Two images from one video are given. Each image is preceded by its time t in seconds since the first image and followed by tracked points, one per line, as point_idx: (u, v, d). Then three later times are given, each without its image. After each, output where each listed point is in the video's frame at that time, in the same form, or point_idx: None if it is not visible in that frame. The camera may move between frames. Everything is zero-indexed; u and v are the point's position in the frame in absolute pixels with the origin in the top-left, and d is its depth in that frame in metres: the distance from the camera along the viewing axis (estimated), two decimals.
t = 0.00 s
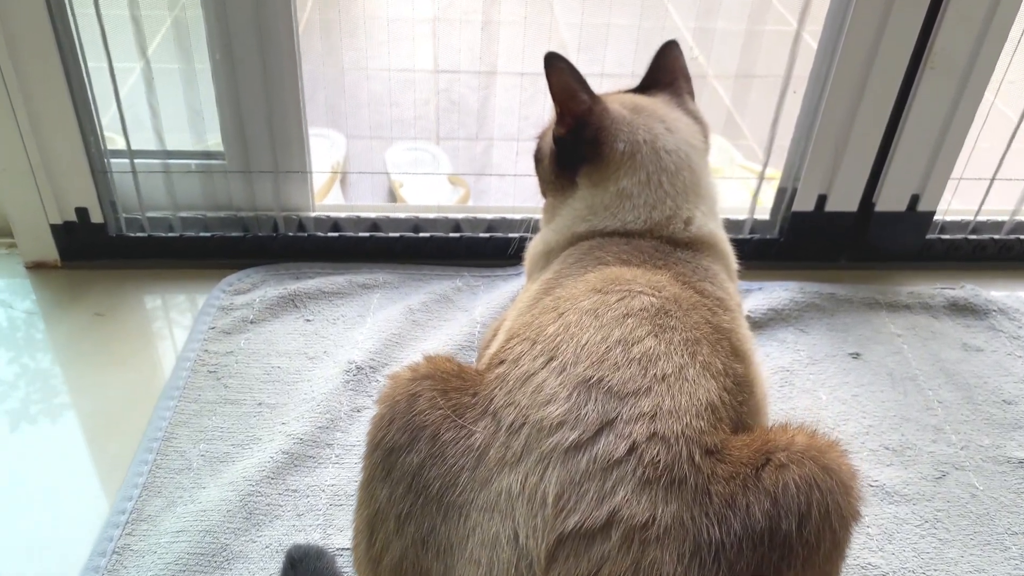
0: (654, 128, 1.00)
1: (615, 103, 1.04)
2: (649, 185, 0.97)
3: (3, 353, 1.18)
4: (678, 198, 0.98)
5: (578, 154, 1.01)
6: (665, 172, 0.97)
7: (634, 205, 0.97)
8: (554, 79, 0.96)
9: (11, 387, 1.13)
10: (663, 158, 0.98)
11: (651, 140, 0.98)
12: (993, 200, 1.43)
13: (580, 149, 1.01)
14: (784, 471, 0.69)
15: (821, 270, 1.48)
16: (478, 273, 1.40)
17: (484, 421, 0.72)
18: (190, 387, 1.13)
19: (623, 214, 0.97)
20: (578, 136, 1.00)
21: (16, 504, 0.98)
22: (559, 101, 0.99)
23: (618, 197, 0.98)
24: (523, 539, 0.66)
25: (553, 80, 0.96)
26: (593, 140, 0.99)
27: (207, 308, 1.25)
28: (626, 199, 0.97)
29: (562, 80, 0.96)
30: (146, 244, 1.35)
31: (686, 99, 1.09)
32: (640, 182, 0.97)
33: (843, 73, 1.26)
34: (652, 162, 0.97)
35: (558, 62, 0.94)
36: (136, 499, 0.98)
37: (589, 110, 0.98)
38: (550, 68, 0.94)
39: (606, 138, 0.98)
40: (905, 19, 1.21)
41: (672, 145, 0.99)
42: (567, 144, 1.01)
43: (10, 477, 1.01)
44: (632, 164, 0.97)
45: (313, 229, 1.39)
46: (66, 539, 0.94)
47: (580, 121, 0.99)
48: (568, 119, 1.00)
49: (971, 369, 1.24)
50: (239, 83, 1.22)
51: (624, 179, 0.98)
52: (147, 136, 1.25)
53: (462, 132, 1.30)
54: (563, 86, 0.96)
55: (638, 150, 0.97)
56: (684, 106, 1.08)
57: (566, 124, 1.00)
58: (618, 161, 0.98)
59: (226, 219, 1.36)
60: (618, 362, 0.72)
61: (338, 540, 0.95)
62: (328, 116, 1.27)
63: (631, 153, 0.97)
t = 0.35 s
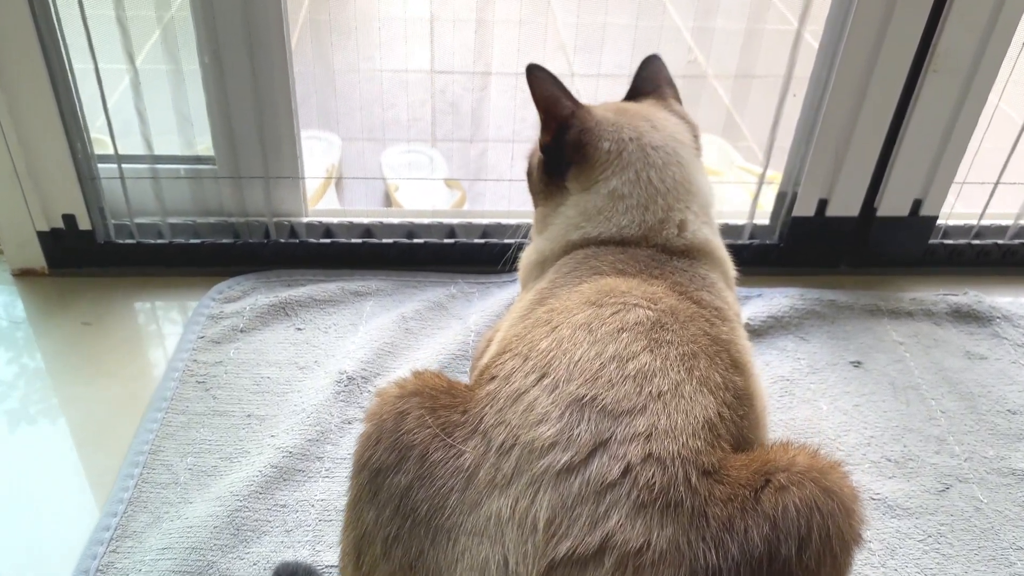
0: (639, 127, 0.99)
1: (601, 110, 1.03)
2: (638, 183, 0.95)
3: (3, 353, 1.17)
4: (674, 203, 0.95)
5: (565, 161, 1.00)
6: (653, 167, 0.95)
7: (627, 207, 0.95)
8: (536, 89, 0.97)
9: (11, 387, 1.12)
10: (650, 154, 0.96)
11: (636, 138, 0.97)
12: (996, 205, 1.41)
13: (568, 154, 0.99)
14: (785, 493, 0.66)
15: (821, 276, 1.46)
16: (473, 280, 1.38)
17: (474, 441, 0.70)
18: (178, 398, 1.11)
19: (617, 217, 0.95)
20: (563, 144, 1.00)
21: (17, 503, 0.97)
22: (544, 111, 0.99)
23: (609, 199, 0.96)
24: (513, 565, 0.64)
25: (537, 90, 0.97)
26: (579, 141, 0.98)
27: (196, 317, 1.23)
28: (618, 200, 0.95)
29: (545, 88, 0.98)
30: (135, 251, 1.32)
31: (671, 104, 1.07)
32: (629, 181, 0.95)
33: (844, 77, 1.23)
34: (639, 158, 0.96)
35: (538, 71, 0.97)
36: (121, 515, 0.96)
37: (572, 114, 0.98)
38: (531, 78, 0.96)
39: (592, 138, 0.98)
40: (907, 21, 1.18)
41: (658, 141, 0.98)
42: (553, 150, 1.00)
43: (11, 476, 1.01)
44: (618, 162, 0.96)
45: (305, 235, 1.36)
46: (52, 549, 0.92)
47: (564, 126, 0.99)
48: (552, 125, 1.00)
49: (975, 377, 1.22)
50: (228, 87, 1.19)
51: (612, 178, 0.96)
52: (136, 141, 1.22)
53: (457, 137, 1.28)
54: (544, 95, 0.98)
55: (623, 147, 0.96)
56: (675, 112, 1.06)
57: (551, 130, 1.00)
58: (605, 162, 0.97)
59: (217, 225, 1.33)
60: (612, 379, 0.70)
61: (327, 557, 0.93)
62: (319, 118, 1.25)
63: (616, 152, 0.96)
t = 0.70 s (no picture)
0: (629, 128, 0.97)
1: (592, 114, 1.01)
2: (626, 183, 0.93)
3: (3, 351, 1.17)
4: (668, 208, 0.93)
5: (554, 164, 0.99)
6: (641, 168, 0.93)
7: (617, 208, 0.93)
8: (530, 92, 0.97)
9: (10, 386, 1.12)
10: (638, 154, 0.94)
11: (624, 139, 0.95)
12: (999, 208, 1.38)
13: (557, 157, 0.98)
14: (783, 513, 0.64)
15: (822, 281, 1.43)
16: (468, 286, 1.36)
17: (463, 458, 0.68)
18: (166, 408, 1.09)
19: (607, 220, 0.93)
20: (553, 146, 0.99)
21: (14, 504, 0.96)
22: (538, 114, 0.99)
23: (598, 202, 0.94)
24: None
25: (529, 92, 0.97)
26: (567, 144, 0.97)
27: (186, 324, 1.21)
28: (607, 202, 0.93)
29: (539, 92, 0.97)
30: (124, 257, 1.30)
31: (666, 110, 1.06)
32: (616, 181, 0.93)
33: (844, 78, 1.21)
34: (627, 159, 0.94)
35: (533, 74, 0.96)
36: (106, 528, 0.94)
37: (563, 117, 0.97)
38: (526, 80, 0.96)
39: (580, 140, 0.96)
40: (909, 21, 1.16)
41: (647, 141, 0.96)
42: (543, 153, 0.99)
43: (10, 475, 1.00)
44: (605, 163, 0.94)
45: (297, 240, 1.34)
46: (38, 556, 0.91)
47: (554, 129, 0.98)
48: (543, 127, 0.99)
49: (979, 385, 1.20)
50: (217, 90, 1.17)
51: (600, 179, 0.94)
52: (124, 144, 1.20)
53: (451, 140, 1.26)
54: (538, 98, 0.97)
55: (611, 148, 0.95)
56: (670, 116, 1.04)
57: (541, 132, 0.99)
58: (592, 163, 0.95)
59: (206, 229, 1.32)
60: (605, 395, 0.68)
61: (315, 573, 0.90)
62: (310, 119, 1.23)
63: (602, 152, 0.95)
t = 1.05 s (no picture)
0: (625, 132, 0.95)
1: (586, 117, 0.99)
2: (623, 188, 0.91)
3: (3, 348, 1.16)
4: (664, 214, 0.91)
5: (548, 168, 0.96)
6: (637, 172, 0.91)
7: (613, 213, 0.90)
8: (521, 95, 0.95)
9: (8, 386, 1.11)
10: (634, 158, 0.92)
11: (620, 142, 0.93)
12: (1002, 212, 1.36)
13: (550, 160, 0.96)
14: (779, 533, 0.62)
15: (821, 285, 1.41)
16: (461, 291, 1.34)
17: (449, 476, 0.66)
18: (151, 418, 1.07)
19: (602, 226, 0.90)
20: (547, 150, 0.96)
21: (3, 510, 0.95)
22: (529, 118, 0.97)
23: (594, 207, 0.91)
24: None
25: (522, 95, 0.95)
26: (561, 147, 0.95)
27: (173, 331, 1.19)
28: (603, 207, 0.91)
29: (531, 95, 0.95)
30: (110, 262, 1.28)
31: (661, 114, 1.03)
32: (612, 185, 0.91)
33: (844, 78, 1.19)
34: (623, 163, 0.91)
35: (525, 77, 0.94)
36: (89, 541, 0.91)
37: (557, 120, 0.95)
38: (518, 82, 0.94)
39: (574, 144, 0.94)
40: (910, 19, 1.14)
41: (643, 145, 0.93)
42: (536, 156, 0.97)
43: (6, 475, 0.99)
44: (601, 167, 0.92)
45: (287, 245, 1.32)
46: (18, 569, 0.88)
47: (547, 132, 0.96)
48: (537, 130, 0.97)
49: (981, 392, 1.18)
50: (203, 93, 1.15)
51: (595, 183, 0.92)
52: (109, 148, 1.18)
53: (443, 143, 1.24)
54: (530, 101, 0.95)
55: (606, 151, 0.92)
56: (666, 121, 1.02)
57: (534, 135, 0.97)
58: (587, 166, 0.93)
59: (195, 234, 1.29)
60: (596, 411, 0.65)
61: None
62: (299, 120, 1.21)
63: (598, 155, 0.92)
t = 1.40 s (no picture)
0: (621, 135, 0.92)
1: (581, 118, 0.96)
2: (617, 194, 0.88)
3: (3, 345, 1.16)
4: (657, 219, 0.89)
5: (541, 170, 0.94)
6: (632, 178, 0.88)
7: (605, 219, 0.88)
8: (518, 93, 0.91)
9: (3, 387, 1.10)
10: (629, 163, 0.89)
11: (616, 146, 0.90)
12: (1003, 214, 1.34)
13: (543, 163, 0.93)
14: (774, 553, 0.60)
15: (820, 289, 1.39)
16: (452, 296, 1.31)
17: (432, 494, 0.64)
18: (136, 427, 1.05)
19: (594, 233, 0.88)
20: (541, 151, 0.93)
21: None
22: (524, 117, 0.93)
23: (586, 212, 0.89)
24: None
25: (518, 94, 0.91)
26: (556, 151, 0.92)
27: (158, 338, 1.17)
28: (596, 213, 0.88)
29: (528, 94, 0.91)
30: (95, 266, 1.26)
31: (660, 118, 1.01)
32: (606, 191, 0.88)
33: (842, 78, 1.16)
34: (617, 168, 0.89)
35: (523, 75, 0.90)
36: (69, 554, 0.89)
37: (553, 123, 0.92)
38: (514, 81, 0.90)
39: (570, 147, 0.91)
40: (909, 17, 1.11)
41: (639, 150, 0.91)
42: (529, 158, 0.94)
43: None
44: (595, 171, 0.89)
45: (274, 249, 1.30)
46: None
47: (543, 134, 0.93)
48: (531, 132, 0.93)
49: (982, 398, 1.15)
50: (188, 94, 1.13)
51: (589, 188, 0.89)
52: (93, 150, 1.16)
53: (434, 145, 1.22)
54: (527, 100, 0.91)
55: (602, 156, 0.89)
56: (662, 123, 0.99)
57: (529, 136, 0.94)
58: (582, 171, 0.90)
59: (181, 238, 1.27)
60: (584, 425, 0.63)
61: None
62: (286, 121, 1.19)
63: (593, 160, 0.89)
